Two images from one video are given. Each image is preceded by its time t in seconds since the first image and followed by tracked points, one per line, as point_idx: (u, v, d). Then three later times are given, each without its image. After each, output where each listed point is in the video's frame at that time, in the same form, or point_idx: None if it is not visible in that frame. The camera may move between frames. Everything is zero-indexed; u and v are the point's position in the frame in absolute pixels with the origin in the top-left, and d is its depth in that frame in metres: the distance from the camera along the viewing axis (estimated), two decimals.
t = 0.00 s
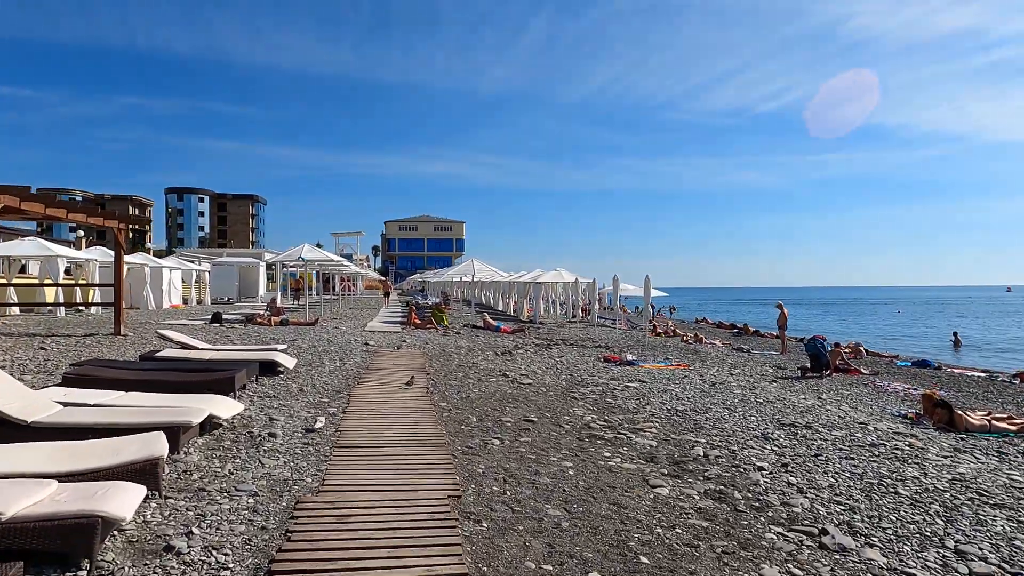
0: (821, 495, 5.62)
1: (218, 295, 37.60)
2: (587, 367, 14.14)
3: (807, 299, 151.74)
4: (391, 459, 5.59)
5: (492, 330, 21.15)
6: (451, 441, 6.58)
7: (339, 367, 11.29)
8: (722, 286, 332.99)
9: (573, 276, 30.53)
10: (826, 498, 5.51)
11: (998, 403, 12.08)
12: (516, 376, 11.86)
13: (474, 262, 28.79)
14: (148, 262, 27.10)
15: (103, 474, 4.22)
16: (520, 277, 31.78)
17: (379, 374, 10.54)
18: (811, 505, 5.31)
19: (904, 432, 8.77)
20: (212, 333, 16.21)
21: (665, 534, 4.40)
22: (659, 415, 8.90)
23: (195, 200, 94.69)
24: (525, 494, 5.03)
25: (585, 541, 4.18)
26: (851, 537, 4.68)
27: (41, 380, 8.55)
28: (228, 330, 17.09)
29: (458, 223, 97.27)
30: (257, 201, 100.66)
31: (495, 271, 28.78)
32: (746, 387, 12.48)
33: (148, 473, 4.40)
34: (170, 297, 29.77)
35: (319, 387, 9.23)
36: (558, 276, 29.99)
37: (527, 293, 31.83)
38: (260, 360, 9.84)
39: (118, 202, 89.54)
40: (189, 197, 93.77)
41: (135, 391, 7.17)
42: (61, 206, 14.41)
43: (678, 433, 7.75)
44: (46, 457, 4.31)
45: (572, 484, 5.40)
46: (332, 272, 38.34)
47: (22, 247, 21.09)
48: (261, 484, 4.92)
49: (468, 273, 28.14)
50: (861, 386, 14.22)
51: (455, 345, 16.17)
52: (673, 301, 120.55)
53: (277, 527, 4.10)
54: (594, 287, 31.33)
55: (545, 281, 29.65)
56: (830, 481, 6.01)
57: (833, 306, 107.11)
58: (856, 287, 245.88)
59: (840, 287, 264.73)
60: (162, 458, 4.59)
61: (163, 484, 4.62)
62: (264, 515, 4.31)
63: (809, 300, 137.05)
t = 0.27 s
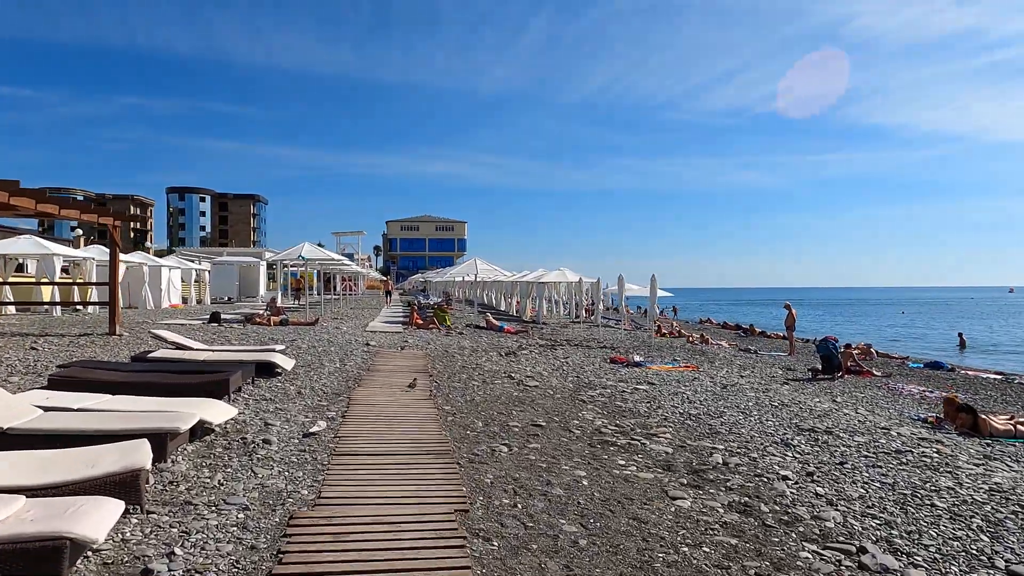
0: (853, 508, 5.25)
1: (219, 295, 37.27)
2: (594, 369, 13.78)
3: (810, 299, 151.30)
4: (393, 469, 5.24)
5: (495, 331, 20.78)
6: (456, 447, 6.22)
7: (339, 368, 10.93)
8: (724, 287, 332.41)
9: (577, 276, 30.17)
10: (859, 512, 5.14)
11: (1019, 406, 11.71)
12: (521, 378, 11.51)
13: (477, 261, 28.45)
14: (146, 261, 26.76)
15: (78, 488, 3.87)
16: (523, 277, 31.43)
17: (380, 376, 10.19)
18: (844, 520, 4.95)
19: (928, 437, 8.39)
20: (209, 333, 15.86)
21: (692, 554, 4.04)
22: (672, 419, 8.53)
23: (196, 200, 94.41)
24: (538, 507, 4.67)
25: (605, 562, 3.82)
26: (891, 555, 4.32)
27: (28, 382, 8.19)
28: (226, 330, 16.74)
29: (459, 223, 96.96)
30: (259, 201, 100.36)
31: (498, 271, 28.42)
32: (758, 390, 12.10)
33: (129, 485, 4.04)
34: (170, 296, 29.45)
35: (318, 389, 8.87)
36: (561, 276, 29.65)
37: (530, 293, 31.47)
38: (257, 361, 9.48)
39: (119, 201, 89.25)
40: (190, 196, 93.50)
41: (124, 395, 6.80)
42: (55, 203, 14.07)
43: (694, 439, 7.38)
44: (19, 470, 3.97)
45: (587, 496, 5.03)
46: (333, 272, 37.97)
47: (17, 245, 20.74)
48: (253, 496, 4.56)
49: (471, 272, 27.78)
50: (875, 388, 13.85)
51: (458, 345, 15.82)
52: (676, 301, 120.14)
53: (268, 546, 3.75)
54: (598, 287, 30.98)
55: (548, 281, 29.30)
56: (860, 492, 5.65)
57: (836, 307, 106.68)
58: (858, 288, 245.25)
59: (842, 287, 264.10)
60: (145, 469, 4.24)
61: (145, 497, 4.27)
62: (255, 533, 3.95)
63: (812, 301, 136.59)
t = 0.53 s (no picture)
0: (895, 528, 4.86)
1: (220, 294, 36.97)
2: (603, 371, 13.42)
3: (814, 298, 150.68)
4: (399, 486, 4.86)
5: (500, 331, 20.41)
6: (465, 460, 5.85)
7: (342, 371, 10.57)
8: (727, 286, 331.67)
9: (582, 275, 29.79)
10: (902, 533, 4.76)
11: None
12: (529, 381, 11.13)
13: (481, 260, 28.09)
14: (147, 259, 26.44)
15: (51, 513, 3.52)
16: (528, 276, 31.06)
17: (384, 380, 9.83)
18: (887, 542, 4.57)
19: (959, 445, 7.99)
20: (209, 334, 15.52)
21: None
22: (690, 426, 8.15)
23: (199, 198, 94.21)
24: (557, 530, 4.30)
25: None
26: None
27: (16, 387, 7.83)
28: (227, 331, 16.41)
29: (463, 222, 96.62)
30: (261, 200, 100.16)
31: (503, 270, 28.05)
32: (775, 394, 11.70)
33: (108, 508, 3.68)
34: (170, 296, 29.13)
35: (319, 395, 8.51)
36: (567, 275, 29.28)
37: (535, 292, 31.11)
38: (256, 365, 9.13)
39: (122, 200, 89.07)
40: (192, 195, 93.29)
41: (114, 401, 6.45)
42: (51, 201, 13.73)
43: (715, 449, 7.00)
44: None
45: (609, 516, 4.66)
46: (335, 271, 37.66)
47: (15, 243, 20.42)
48: (246, 518, 4.19)
49: (476, 271, 27.42)
50: (893, 391, 13.46)
51: (463, 347, 15.45)
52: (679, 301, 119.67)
53: None
54: (603, 286, 30.60)
55: (553, 280, 28.93)
56: (900, 510, 5.26)
57: (841, 306, 106.10)
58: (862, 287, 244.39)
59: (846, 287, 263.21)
60: (129, 488, 3.87)
61: (129, 520, 3.91)
62: (247, 562, 3.58)
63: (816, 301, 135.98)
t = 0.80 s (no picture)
0: (957, 550, 4.43)
1: (224, 293, 36.59)
2: (617, 373, 12.97)
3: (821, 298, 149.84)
4: (411, 502, 4.45)
5: (508, 331, 19.98)
6: (481, 470, 5.44)
7: (347, 374, 10.15)
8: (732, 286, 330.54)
9: (590, 274, 29.33)
10: (965, 555, 4.32)
11: None
12: (541, 383, 10.70)
13: (488, 259, 27.66)
14: (149, 258, 26.06)
15: (19, 537, 3.12)
16: (535, 275, 30.63)
17: (391, 382, 9.41)
18: (950, 565, 4.14)
19: (1002, 453, 7.52)
20: (210, 334, 15.12)
21: None
22: (715, 433, 7.71)
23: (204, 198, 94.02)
24: (587, 553, 3.89)
25: None
26: None
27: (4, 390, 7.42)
28: (229, 331, 16.01)
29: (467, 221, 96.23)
30: (266, 199, 99.95)
31: (510, 269, 27.61)
32: (795, 397, 11.24)
33: (86, 531, 3.27)
34: (173, 295, 28.76)
35: (323, 399, 8.10)
36: (575, 274, 28.84)
37: (542, 292, 30.68)
38: (257, 367, 8.73)
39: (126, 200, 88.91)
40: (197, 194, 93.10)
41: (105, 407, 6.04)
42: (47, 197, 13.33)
43: (746, 458, 6.56)
44: None
45: (642, 536, 4.24)
46: (340, 270, 37.29)
47: (15, 241, 20.06)
48: (243, 540, 3.77)
49: (483, 270, 26.99)
50: (917, 394, 12.98)
51: (472, 347, 15.01)
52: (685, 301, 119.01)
53: None
54: (611, 286, 30.13)
55: (561, 279, 28.49)
56: (957, 528, 4.82)
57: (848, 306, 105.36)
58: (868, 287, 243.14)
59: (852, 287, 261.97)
60: (110, 508, 3.46)
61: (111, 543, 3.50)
62: None
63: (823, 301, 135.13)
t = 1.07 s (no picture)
0: None
1: (227, 294, 36.30)
2: (629, 378, 12.57)
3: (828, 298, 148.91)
4: (418, 528, 4.07)
5: (515, 333, 19.60)
6: (492, 490, 5.06)
7: (350, 380, 9.77)
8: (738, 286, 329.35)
9: (597, 275, 28.92)
10: None
11: None
12: (551, 389, 10.31)
13: (494, 259, 27.26)
14: (151, 259, 25.76)
15: None
16: (541, 275, 30.23)
17: (395, 389, 9.02)
18: None
19: None
20: (211, 337, 14.78)
21: None
22: (737, 445, 7.30)
23: (209, 198, 93.90)
24: None
25: None
26: None
27: None
28: (230, 334, 15.66)
29: (472, 221, 95.85)
30: (270, 199, 99.80)
31: (516, 269, 27.22)
32: (816, 404, 10.82)
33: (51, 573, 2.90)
34: (176, 296, 28.45)
35: (325, 408, 7.72)
36: (582, 275, 28.43)
37: (548, 292, 30.29)
38: (256, 374, 8.36)
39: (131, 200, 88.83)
40: (201, 194, 92.94)
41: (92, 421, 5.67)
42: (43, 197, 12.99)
43: (774, 474, 6.16)
44: None
45: (672, 568, 3.86)
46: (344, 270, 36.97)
47: (14, 242, 19.75)
48: None
49: (489, 270, 26.60)
50: (940, 399, 12.55)
51: (479, 351, 14.62)
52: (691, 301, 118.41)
53: None
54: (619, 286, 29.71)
55: (568, 280, 28.09)
56: (1014, 557, 4.41)
57: (856, 306, 104.59)
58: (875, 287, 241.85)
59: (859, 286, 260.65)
60: (80, 545, 3.09)
61: None
62: None
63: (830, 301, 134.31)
